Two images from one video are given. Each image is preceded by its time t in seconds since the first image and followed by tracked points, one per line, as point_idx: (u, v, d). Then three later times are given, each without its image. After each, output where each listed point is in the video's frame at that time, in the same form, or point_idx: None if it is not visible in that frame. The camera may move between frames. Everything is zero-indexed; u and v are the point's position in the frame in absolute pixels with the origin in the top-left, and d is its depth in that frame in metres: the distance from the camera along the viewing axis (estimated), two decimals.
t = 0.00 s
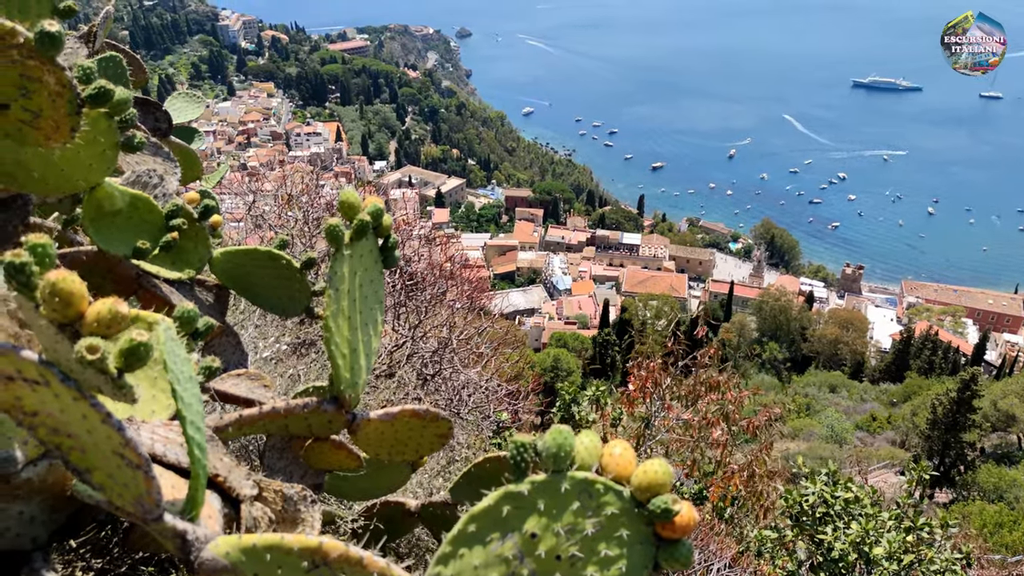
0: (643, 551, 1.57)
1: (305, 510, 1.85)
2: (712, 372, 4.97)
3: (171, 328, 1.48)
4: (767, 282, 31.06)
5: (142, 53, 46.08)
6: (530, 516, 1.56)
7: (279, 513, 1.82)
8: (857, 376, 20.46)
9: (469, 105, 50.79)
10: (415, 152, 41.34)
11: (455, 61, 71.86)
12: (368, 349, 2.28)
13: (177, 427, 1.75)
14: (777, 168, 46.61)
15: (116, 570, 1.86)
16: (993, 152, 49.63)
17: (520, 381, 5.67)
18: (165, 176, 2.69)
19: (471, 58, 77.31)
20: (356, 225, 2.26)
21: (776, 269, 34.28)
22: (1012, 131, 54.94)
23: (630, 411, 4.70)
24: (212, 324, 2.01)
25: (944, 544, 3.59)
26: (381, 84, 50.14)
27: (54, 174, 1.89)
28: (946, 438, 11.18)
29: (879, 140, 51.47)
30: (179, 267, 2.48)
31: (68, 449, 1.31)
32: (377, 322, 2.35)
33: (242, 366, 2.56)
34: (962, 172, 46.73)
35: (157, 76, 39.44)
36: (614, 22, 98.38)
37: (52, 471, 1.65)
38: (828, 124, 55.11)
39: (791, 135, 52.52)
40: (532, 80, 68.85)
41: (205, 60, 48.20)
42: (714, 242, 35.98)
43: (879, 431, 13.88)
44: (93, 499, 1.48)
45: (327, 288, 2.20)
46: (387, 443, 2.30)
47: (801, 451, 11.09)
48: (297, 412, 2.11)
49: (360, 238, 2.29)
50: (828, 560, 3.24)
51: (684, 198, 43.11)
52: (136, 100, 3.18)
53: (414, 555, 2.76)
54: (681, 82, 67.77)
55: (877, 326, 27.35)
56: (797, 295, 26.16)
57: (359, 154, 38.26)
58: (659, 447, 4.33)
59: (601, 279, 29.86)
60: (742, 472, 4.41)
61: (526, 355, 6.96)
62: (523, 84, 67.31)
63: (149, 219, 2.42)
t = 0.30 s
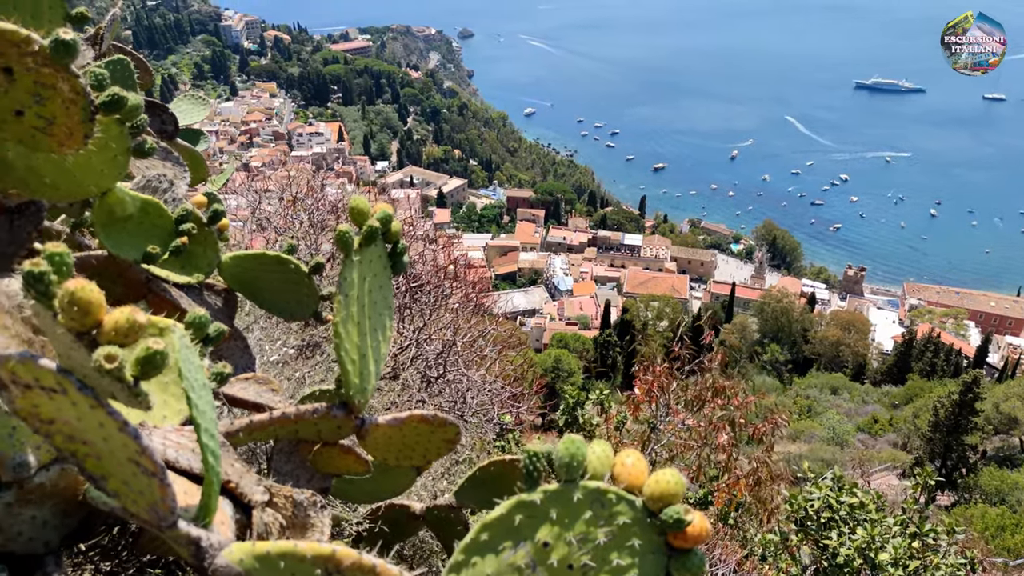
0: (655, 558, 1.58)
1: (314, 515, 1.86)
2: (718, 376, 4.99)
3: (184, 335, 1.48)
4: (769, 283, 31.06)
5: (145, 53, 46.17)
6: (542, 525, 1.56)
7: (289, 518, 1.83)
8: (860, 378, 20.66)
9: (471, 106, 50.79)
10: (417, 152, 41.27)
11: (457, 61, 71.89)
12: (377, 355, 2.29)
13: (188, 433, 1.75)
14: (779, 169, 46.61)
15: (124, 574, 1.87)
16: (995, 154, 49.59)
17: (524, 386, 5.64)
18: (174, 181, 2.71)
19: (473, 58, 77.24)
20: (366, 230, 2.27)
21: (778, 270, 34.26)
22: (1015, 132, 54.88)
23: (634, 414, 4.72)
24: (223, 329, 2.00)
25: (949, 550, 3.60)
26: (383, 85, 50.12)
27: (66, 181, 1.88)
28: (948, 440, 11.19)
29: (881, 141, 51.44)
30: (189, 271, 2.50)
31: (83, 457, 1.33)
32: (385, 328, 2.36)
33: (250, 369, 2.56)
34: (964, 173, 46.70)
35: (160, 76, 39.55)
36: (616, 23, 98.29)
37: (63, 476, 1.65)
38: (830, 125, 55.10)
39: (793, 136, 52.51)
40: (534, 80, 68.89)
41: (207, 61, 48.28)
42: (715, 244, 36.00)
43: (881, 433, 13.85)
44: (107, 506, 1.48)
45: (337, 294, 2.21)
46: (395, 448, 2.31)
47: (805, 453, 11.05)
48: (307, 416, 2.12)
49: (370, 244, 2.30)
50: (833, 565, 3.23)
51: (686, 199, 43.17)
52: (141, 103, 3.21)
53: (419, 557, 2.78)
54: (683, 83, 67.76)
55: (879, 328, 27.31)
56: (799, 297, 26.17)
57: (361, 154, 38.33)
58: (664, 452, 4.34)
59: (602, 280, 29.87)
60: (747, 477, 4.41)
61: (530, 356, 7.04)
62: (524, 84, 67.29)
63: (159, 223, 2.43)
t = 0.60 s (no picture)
0: None
1: (326, 526, 1.88)
2: (731, 386, 4.99)
3: (203, 353, 1.50)
4: (773, 286, 31.01)
5: (152, 54, 46.32)
6: (555, 544, 1.59)
7: (301, 530, 1.84)
8: (864, 381, 20.66)
9: (475, 107, 50.80)
10: (422, 154, 41.24)
11: (462, 62, 71.96)
12: (388, 365, 2.31)
13: (203, 445, 1.77)
14: (784, 171, 46.58)
15: None
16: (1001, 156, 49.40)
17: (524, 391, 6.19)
18: (188, 191, 2.76)
19: (478, 60, 77.37)
20: (378, 243, 2.29)
21: (782, 272, 34.24)
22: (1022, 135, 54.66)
23: (641, 421, 4.75)
24: (237, 342, 2.00)
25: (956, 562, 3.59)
26: (388, 86, 50.09)
27: (84, 194, 1.88)
28: (953, 444, 11.18)
29: (887, 143, 51.33)
30: (200, 281, 2.51)
31: (101, 472, 1.34)
32: (396, 339, 2.38)
33: (260, 378, 2.57)
34: (970, 176, 46.57)
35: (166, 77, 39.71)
36: (622, 24, 98.25)
37: (79, 488, 1.65)
38: (835, 128, 55.02)
39: (798, 138, 52.43)
40: (539, 81, 68.99)
41: (214, 62, 48.44)
42: (720, 245, 35.97)
43: (886, 437, 13.80)
44: (125, 519, 1.50)
45: (349, 306, 2.22)
46: (405, 458, 2.32)
47: (809, 456, 11.00)
48: (318, 428, 2.13)
49: (381, 257, 2.32)
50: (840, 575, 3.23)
51: (690, 200, 43.17)
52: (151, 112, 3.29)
53: (424, 562, 2.82)
54: (688, 84, 67.74)
55: (884, 331, 27.16)
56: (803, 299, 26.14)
57: (365, 155, 38.44)
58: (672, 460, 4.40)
59: (606, 282, 29.90)
60: (755, 486, 4.42)
61: (528, 357, 7.44)
62: (529, 86, 67.36)
63: (173, 234, 2.44)
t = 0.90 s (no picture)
0: None
1: (335, 546, 1.90)
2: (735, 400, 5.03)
3: (218, 380, 1.53)
4: (780, 293, 30.90)
5: (162, 59, 46.69)
6: (564, 570, 1.60)
7: (310, 551, 1.87)
8: (872, 391, 20.55)
9: (483, 114, 50.88)
10: (429, 159, 41.27)
11: (470, 69, 72.15)
12: (397, 385, 2.32)
13: (213, 465, 1.77)
14: (791, 178, 46.54)
15: None
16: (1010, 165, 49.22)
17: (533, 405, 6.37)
18: (201, 210, 2.89)
19: (486, 67, 77.61)
20: (389, 262, 2.31)
21: (789, 280, 34.11)
22: None
23: (646, 433, 4.78)
24: (248, 360, 2.01)
25: None
26: (396, 92, 50.19)
27: (99, 213, 1.89)
28: (963, 455, 11.20)
29: (895, 151, 51.22)
30: (213, 297, 2.54)
31: (116, 496, 1.36)
32: (404, 358, 2.39)
33: (269, 393, 2.57)
34: (978, 185, 46.44)
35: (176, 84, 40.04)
36: (629, 32, 98.42)
37: (91, 507, 1.67)
38: (843, 135, 54.95)
39: (805, 146, 52.39)
40: (546, 89, 69.17)
41: (224, 67, 48.73)
42: (726, 252, 35.89)
43: (894, 447, 13.69)
44: (135, 543, 1.51)
45: (358, 325, 2.25)
46: (413, 476, 2.34)
47: (818, 465, 10.87)
48: (329, 447, 2.15)
49: (392, 275, 2.34)
50: None
51: (697, 207, 43.18)
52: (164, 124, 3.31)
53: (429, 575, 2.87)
54: (696, 91, 67.80)
55: (892, 339, 26.98)
56: (810, 307, 26.05)
57: (373, 161, 38.61)
58: (675, 472, 4.49)
59: (612, 288, 29.87)
60: (761, 499, 4.42)
61: (535, 373, 7.46)
62: (536, 93, 67.52)
63: (186, 251, 2.46)
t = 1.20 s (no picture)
0: None
1: None
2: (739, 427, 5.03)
3: (229, 419, 1.57)
4: (788, 314, 30.78)
5: (175, 80, 47.43)
6: None
7: None
8: (881, 414, 20.17)
9: (490, 133, 51.17)
10: (436, 179, 41.53)
11: (478, 90, 72.75)
12: (404, 415, 2.33)
13: (222, 499, 1.79)
14: (798, 199, 46.56)
15: None
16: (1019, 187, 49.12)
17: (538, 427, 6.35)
18: (212, 239, 2.93)
19: (494, 88, 78.24)
20: (398, 295, 2.33)
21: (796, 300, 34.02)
22: None
23: (651, 460, 4.77)
24: (258, 394, 2.02)
25: None
26: (405, 112, 50.62)
27: (116, 247, 1.94)
28: (973, 480, 11.09)
29: (903, 172, 51.19)
30: (222, 327, 2.56)
31: (126, 534, 1.37)
32: (413, 389, 2.40)
33: (277, 422, 2.58)
34: (986, 207, 46.34)
35: (188, 104, 40.60)
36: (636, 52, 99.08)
37: (99, 540, 1.68)
38: (850, 157, 55.00)
39: (813, 167, 52.46)
40: (554, 108, 69.61)
41: (234, 87, 49.34)
42: (733, 272, 35.83)
43: (904, 471, 13.51)
44: None
45: (366, 356, 2.25)
46: (419, 506, 2.32)
47: (825, 488, 10.77)
48: (335, 480, 2.16)
49: (400, 308, 2.35)
50: None
51: (703, 228, 43.26)
52: (178, 149, 3.36)
53: None
54: (703, 112, 68.12)
55: (901, 361, 26.78)
56: (817, 329, 25.95)
57: (381, 180, 38.91)
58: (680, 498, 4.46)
59: (619, 307, 29.85)
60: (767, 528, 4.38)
61: (540, 396, 7.47)
62: (543, 113, 67.97)
63: (197, 282, 2.48)
